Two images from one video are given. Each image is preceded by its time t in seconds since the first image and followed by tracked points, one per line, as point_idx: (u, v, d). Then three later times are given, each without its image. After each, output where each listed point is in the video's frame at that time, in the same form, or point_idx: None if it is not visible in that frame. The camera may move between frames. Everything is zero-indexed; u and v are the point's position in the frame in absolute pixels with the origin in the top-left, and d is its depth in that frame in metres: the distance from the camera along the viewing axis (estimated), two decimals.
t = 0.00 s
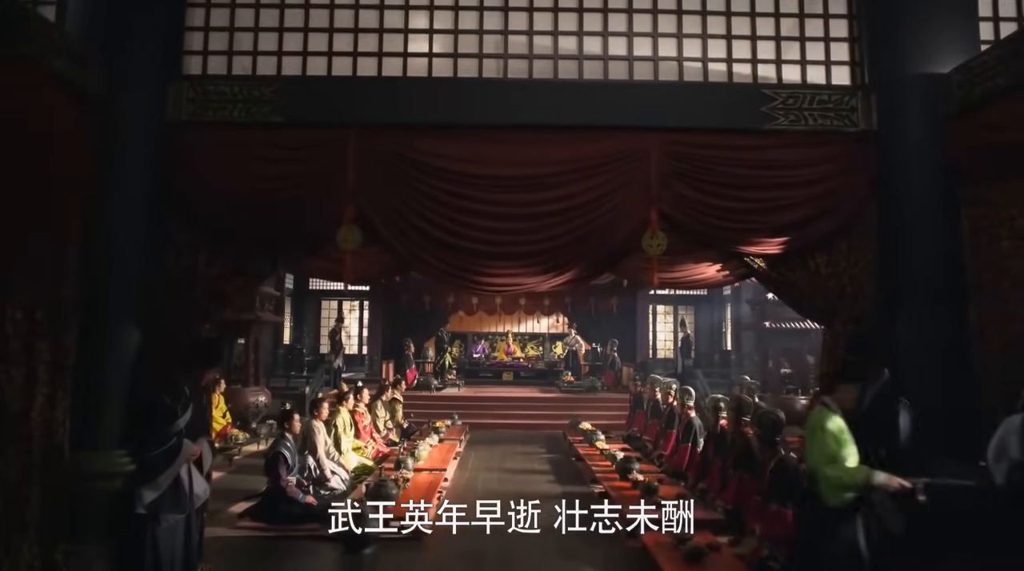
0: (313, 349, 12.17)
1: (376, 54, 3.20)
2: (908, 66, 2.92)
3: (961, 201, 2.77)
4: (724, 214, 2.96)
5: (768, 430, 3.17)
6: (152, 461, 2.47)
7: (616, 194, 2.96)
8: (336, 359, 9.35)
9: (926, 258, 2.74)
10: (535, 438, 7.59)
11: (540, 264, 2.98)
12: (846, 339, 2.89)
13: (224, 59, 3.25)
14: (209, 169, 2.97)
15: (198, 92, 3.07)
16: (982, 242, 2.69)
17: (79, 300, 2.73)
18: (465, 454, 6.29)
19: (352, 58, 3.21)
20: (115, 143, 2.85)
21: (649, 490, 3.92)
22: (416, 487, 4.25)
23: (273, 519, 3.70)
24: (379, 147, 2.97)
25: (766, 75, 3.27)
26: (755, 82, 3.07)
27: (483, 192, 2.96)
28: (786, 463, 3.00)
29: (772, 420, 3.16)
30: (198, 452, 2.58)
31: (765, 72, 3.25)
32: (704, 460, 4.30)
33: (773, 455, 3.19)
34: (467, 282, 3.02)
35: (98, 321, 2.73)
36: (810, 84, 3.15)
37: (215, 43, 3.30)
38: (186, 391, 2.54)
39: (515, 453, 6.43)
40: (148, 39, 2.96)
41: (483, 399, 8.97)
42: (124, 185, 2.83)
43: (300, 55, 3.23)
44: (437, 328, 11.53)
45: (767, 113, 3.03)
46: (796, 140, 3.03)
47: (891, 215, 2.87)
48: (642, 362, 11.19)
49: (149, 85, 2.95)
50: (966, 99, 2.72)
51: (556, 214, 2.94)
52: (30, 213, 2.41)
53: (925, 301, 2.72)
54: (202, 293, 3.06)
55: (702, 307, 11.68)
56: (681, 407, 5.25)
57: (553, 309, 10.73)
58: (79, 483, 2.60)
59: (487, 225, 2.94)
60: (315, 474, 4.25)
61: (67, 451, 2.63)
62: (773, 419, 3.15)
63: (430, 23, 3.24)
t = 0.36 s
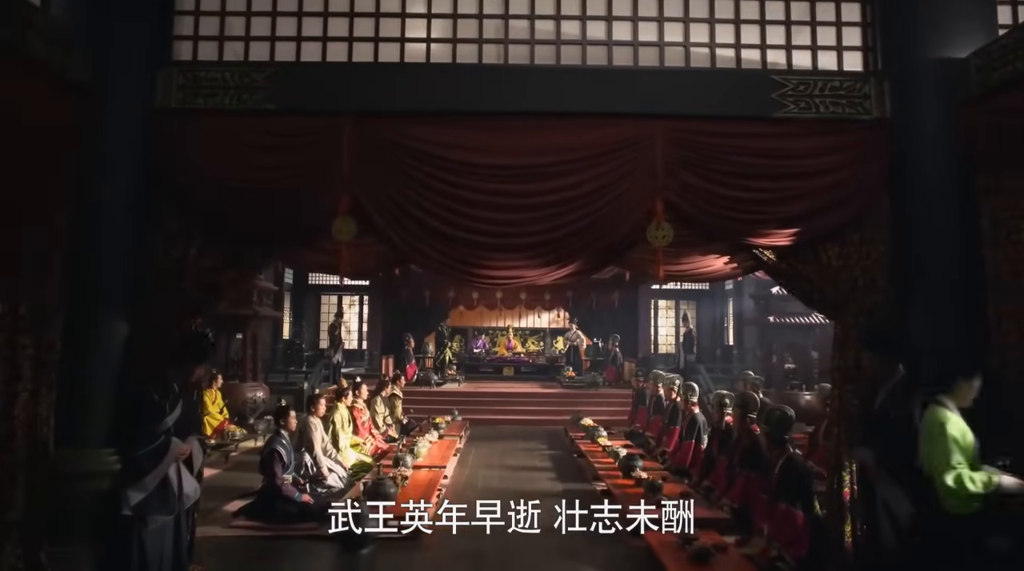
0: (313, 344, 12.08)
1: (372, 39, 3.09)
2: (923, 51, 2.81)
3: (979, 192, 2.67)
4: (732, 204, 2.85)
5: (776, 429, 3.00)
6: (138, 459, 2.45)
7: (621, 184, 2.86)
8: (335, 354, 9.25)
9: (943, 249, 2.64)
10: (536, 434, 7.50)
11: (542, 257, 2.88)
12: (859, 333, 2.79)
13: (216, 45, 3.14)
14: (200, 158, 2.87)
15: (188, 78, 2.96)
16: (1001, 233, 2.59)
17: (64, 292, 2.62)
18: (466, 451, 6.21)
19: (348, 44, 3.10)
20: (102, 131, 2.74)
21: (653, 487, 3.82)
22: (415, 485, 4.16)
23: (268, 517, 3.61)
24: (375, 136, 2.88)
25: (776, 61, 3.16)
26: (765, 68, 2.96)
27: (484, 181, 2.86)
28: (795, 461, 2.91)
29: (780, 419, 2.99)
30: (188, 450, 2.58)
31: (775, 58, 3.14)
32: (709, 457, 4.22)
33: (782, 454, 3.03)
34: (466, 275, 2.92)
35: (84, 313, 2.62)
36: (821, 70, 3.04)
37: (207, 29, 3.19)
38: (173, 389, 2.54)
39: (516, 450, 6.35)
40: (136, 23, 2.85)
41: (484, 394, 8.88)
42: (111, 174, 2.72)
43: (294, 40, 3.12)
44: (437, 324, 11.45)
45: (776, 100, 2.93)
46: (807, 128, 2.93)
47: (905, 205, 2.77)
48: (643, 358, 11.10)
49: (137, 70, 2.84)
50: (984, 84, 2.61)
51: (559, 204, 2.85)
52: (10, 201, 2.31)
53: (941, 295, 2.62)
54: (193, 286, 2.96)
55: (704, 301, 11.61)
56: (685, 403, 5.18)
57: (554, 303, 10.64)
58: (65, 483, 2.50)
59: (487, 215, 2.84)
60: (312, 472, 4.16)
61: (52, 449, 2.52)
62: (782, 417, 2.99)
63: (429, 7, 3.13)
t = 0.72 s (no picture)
0: (312, 340, 12.00)
1: (368, 24, 2.98)
2: (940, 35, 2.70)
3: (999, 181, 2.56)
4: (742, 194, 2.75)
5: (786, 427, 2.86)
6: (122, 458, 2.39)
7: (626, 174, 2.76)
8: (333, 349, 9.15)
9: (962, 241, 2.53)
10: (537, 430, 7.43)
11: (545, 249, 2.77)
12: (873, 328, 2.69)
13: (206, 30, 3.02)
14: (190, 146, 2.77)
15: (177, 64, 2.85)
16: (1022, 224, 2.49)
17: (49, 284, 2.52)
18: (465, 448, 6.12)
19: (343, 29, 2.99)
20: (87, 119, 2.63)
21: (657, 486, 3.73)
22: (413, 483, 4.06)
23: (263, 517, 3.52)
24: (371, 124, 2.77)
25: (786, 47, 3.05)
26: (775, 54, 2.85)
27: (484, 171, 2.76)
28: (804, 459, 2.84)
29: (790, 416, 2.85)
30: (174, 450, 2.51)
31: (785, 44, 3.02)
32: (713, 455, 4.15)
33: (790, 454, 2.89)
34: (465, 269, 2.82)
35: (69, 306, 2.51)
36: (834, 56, 2.93)
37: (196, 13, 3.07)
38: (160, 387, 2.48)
39: (516, 446, 6.27)
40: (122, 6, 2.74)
41: (484, 390, 8.81)
42: (97, 163, 2.61)
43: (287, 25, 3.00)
44: (437, 319, 11.35)
45: (787, 87, 2.82)
46: (819, 116, 2.82)
47: (920, 196, 2.66)
48: (645, 353, 11.02)
49: (123, 56, 2.72)
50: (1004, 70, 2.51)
51: (562, 194, 2.74)
52: None
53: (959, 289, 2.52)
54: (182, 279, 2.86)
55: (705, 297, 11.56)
56: (688, 400, 5.10)
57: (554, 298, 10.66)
58: (50, 482, 2.39)
59: (487, 206, 2.74)
60: (307, 470, 4.07)
61: (35, 449, 2.43)
62: (792, 413, 2.84)
63: None
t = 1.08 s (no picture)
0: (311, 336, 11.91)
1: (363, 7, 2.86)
2: (957, 18, 2.59)
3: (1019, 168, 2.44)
4: (752, 183, 2.64)
5: (797, 427, 2.74)
6: (105, 459, 2.37)
7: (631, 162, 2.65)
8: (331, 345, 9.05)
9: (982, 232, 2.43)
10: (539, 427, 7.33)
11: (547, 241, 2.67)
12: (887, 323, 2.58)
13: (195, 14, 2.91)
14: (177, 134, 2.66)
15: (165, 49, 2.74)
16: None
17: (30, 277, 2.41)
18: (465, 445, 6.03)
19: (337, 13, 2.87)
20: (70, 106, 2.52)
21: (661, 486, 3.60)
22: (411, 482, 3.95)
23: (256, 518, 3.41)
24: (365, 111, 2.67)
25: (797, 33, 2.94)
26: (785, 39, 2.74)
27: (483, 159, 2.65)
28: (816, 459, 2.74)
29: (799, 414, 2.74)
30: (161, 449, 2.49)
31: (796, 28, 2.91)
32: (719, 453, 4.06)
33: (800, 453, 2.79)
34: (463, 262, 2.71)
35: (52, 298, 2.40)
36: (846, 41, 2.82)
37: None
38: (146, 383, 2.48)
39: (517, 444, 6.18)
40: None
41: (485, 386, 8.71)
42: (80, 152, 2.51)
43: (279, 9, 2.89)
44: (437, 315, 11.24)
45: (798, 73, 2.71)
46: (832, 102, 2.71)
47: (938, 186, 2.56)
48: (647, 349, 10.93)
49: (108, 40, 2.61)
50: None
51: (563, 184, 2.64)
52: None
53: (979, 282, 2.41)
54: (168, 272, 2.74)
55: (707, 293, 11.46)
56: (692, 397, 5.01)
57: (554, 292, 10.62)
58: (36, 483, 2.28)
59: (486, 196, 2.64)
60: (303, 469, 3.98)
61: (17, 449, 2.31)
62: (804, 413, 2.73)
63: None
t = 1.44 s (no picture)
0: (310, 332, 11.82)
1: None
2: None
3: None
4: (761, 173, 2.54)
5: (808, 426, 2.62)
6: (86, 460, 2.19)
7: (636, 151, 2.55)
8: (330, 341, 8.95)
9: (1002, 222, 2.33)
10: (539, 424, 7.25)
11: (549, 232, 2.57)
12: (902, 318, 2.48)
13: None
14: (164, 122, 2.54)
15: (151, 34, 2.61)
16: None
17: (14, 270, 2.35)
18: (464, 443, 5.94)
19: None
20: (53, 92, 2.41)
21: (665, 485, 3.49)
22: (409, 480, 3.82)
23: (250, 519, 3.31)
24: (360, 98, 2.56)
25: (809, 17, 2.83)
26: (796, 23, 2.64)
27: (482, 148, 2.55)
28: (827, 459, 2.63)
29: (810, 412, 2.62)
30: (145, 450, 2.31)
31: (807, 13, 2.80)
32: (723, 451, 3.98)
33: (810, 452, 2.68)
34: (461, 255, 2.62)
35: (34, 293, 2.31)
36: (860, 25, 2.71)
37: None
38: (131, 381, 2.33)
39: (517, 441, 6.09)
40: None
41: (484, 382, 8.62)
42: (63, 140, 2.40)
43: None
44: (436, 310, 11.13)
45: (809, 59, 2.61)
46: (846, 89, 2.61)
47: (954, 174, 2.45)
48: (648, 345, 10.84)
49: (92, 23, 2.49)
50: None
51: (566, 174, 2.54)
52: None
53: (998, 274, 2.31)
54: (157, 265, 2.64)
55: (709, 288, 11.47)
56: (695, 393, 4.92)
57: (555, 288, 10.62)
58: (23, 483, 2.21)
59: (485, 186, 2.54)
60: (298, 467, 3.89)
61: None
62: (816, 412, 2.60)
63: None
